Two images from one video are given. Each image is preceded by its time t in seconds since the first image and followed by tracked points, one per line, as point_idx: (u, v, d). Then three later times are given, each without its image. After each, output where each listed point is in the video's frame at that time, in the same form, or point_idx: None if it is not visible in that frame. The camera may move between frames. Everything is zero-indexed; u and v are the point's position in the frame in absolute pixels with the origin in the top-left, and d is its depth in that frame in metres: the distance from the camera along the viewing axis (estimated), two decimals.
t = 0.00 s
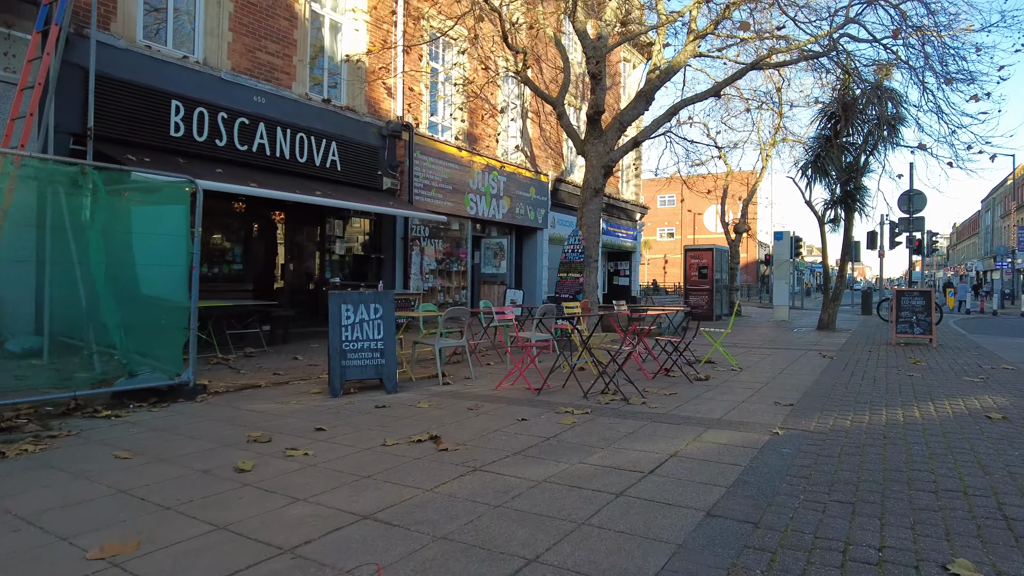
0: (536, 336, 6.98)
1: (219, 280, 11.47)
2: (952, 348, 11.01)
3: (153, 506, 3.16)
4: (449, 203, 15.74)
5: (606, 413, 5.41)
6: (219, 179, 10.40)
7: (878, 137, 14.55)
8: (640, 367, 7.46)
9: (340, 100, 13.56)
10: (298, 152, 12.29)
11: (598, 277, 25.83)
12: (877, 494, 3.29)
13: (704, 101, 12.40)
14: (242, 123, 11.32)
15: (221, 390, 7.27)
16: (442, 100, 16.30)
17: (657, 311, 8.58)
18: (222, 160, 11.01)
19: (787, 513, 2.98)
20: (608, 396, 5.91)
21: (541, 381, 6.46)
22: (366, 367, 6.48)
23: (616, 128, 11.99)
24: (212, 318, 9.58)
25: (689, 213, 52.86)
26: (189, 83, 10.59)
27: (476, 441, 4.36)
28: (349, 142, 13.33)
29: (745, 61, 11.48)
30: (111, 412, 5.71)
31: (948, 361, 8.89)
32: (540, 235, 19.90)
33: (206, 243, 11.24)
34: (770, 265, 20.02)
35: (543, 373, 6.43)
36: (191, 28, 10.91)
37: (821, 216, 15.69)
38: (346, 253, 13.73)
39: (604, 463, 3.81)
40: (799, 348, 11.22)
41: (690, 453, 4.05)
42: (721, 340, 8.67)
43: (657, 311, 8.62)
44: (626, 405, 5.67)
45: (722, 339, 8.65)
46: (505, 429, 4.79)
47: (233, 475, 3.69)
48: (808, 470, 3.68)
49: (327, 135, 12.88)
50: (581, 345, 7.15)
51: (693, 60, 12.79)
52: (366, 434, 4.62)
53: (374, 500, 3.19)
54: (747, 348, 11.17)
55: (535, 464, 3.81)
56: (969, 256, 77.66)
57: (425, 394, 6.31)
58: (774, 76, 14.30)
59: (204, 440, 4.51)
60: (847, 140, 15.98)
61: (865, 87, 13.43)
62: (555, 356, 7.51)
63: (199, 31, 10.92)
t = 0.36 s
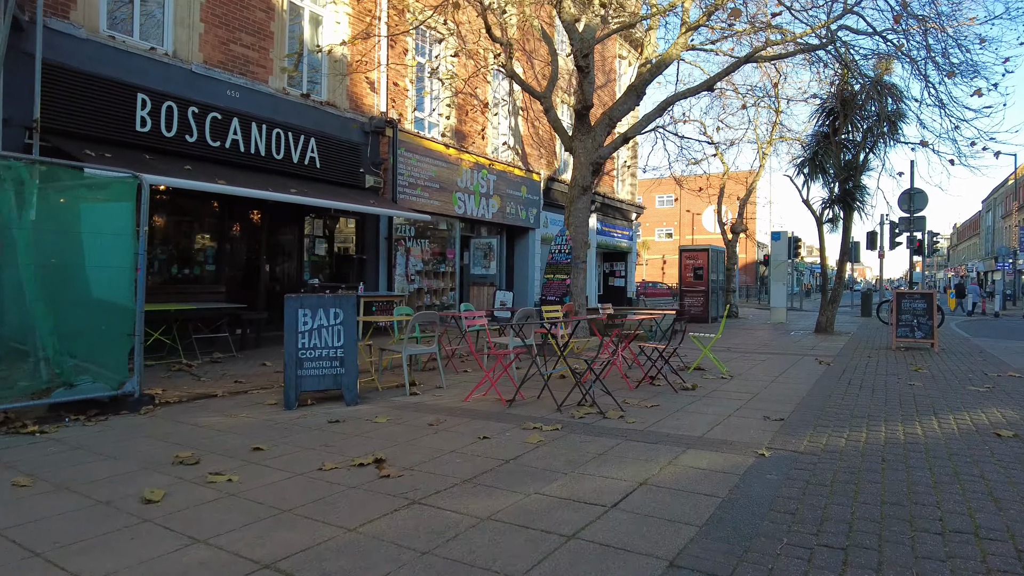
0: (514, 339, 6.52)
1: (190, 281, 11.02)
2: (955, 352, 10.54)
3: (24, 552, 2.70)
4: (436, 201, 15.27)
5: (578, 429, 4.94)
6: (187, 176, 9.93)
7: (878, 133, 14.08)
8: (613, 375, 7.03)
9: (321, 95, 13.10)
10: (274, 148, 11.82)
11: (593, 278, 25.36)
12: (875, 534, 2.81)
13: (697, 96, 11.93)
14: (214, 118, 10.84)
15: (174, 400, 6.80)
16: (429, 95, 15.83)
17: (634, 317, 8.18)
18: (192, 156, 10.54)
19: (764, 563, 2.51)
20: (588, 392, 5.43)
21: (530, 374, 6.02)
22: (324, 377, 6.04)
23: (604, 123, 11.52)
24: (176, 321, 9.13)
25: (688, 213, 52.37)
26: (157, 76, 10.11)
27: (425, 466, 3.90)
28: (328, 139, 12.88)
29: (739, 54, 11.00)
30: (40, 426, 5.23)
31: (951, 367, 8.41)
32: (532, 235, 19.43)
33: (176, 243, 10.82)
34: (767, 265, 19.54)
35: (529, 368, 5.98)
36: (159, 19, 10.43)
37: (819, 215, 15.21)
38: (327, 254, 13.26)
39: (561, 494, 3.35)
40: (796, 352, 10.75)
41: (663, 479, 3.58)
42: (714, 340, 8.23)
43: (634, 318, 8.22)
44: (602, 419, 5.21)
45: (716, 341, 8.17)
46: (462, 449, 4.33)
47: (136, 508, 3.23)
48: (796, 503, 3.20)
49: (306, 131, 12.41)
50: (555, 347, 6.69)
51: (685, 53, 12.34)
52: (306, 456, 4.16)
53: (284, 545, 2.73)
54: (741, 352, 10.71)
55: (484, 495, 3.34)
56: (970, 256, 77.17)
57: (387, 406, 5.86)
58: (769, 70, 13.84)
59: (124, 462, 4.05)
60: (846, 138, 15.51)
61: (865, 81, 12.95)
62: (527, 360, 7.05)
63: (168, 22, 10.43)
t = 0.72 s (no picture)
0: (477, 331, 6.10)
1: (152, 279, 10.53)
2: (955, 352, 10.05)
3: None
4: (417, 197, 14.75)
5: (538, 437, 4.44)
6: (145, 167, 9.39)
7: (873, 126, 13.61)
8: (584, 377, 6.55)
9: (294, 85, 12.57)
10: (243, 140, 11.28)
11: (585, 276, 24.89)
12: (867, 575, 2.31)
13: (684, 85, 11.44)
14: (178, 108, 10.28)
15: (110, 405, 6.28)
16: (411, 87, 15.30)
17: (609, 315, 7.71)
18: (153, 148, 10.00)
19: None
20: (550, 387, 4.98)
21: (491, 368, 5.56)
22: (266, 381, 5.59)
23: (588, 113, 11.00)
24: (131, 321, 8.62)
25: (683, 211, 51.91)
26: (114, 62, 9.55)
27: (351, 485, 3.40)
28: (302, 131, 12.37)
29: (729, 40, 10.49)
30: None
31: (951, 368, 7.93)
32: (519, 232, 18.89)
33: (137, 239, 10.34)
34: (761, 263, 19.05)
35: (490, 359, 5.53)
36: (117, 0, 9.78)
37: (813, 210, 14.71)
38: (299, 251, 12.76)
39: (497, 520, 2.85)
40: (788, 351, 10.26)
41: (621, 501, 3.08)
42: (698, 338, 7.74)
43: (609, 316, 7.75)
44: (567, 427, 4.70)
45: (700, 338, 7.68)
46: (400, 463, 3.83)
47: None
48: (774, 532, 2.69)
49: (277, 122, 11.88)
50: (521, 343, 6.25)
51: (673, 41, 11.85)
52: (220, 472, 3.66)
53: None
54: (730, 351, 10.22)
55: (407, 524, 2.84)
56: (966, 255, 76.90)
57: (335, 413, 5.35)
58: (761, 59, 13.36)
59: (9, 479, 3.54)
60: (841, 130, 15.03)
61: (860, 71, 12.46)
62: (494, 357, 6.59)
63: (126, 4, 9.79)
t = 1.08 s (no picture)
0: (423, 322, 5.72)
1: (111, 281, 10.04)
2: (954, 356, 9.58)
3: None
4: (397, 195, 14.24)
5: (489, 461, 3.94)
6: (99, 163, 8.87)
7: (869, 122, 13.15)
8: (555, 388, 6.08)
9: (266, 79, 12.07)
10: (209, 135, 10.76)
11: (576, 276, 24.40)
12: None
13: (671, 77, 10.96)
14: (138, 101, 9.75)
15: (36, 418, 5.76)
16: (391, 81, 14.83)
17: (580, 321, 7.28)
18: (110, 142, 9.48)
19: None
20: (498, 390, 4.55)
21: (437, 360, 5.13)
22: (200, 393, 5.12)
23: (570, 107, 10.51)
24: (80, 325, 8.11)
25: (678, 211, 51.48)
26: (66, 52, 9.03)
27: (254, 525, 2.90)
28: (273, 125, 11.87)
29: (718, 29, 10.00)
30: None
31: (950, 374, 7.46)
32: (507, 231, 18.40)
33: (94, 239, 9.82)
34: (754, 263, 18.57)
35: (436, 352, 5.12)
36: None
37: (806, 209, 14.24)
38: (273, 251, 12.26)
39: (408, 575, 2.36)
40: (779, 354, 9.79)
41: (564, 548, 2.59)
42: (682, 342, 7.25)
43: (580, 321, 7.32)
44: (524, 447, 4.21)
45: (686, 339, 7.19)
46: (322, 495, 3.33)
47: None
48: None
49: (246, 117, 11.37)
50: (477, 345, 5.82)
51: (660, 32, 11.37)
52: (109, 506, 3.16)
53: None
54: (719, 355, 9.73)
55: None
56: (963, 254, 76.62)
57: (274, 430, 4.85)
58: (753, 51, 12.87)
59: None
60: (835, 126, 14.57)
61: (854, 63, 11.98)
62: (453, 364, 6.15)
63: None
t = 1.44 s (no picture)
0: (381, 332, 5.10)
1: (64, 284, 9.54)
2: (952, 362, 9.14)
3: None
4: (376, 193, 13.76)
5: (426, 493, 3.46)
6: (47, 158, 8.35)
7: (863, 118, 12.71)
8: (522, 400, 5.61)
9: (235, 72, 11.57)
10: (173, 131, 10.24)
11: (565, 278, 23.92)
12: None
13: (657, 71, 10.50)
14: (93, 93, 9.23)
15: None
16: (370, 76, 14.36)
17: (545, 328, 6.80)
18: (62, 137, 8.97)
19: None
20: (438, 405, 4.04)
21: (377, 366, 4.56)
22: (122, 410, 4.62)
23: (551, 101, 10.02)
24: (22, 330, 7.62)
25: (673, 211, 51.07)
26: (13, 41, 8.51)
27: None
28: (242, 121, 11.38)
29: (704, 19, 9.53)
30: None
31: (948, 384, 7.00)
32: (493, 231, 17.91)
33: (45, 240, 9.31)
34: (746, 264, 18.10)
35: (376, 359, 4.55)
36: None
37: (798, 208, 13.79)
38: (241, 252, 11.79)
39: None
40: (768, 360, 9.33)
41: None
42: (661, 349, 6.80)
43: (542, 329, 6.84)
44: (469, 476, 3.72)
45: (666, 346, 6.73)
46: (218, 539, 2.85)
47: None
48: None
49: (213, 112, 10.88)
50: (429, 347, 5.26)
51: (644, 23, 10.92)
52: None
53: None
54: (705, 361, 9.26)
55: None
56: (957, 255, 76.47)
57: (200, 452, 4.36)
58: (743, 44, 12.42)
59: None
60: (829, 123, 14.12)
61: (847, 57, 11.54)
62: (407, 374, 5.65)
63: None
